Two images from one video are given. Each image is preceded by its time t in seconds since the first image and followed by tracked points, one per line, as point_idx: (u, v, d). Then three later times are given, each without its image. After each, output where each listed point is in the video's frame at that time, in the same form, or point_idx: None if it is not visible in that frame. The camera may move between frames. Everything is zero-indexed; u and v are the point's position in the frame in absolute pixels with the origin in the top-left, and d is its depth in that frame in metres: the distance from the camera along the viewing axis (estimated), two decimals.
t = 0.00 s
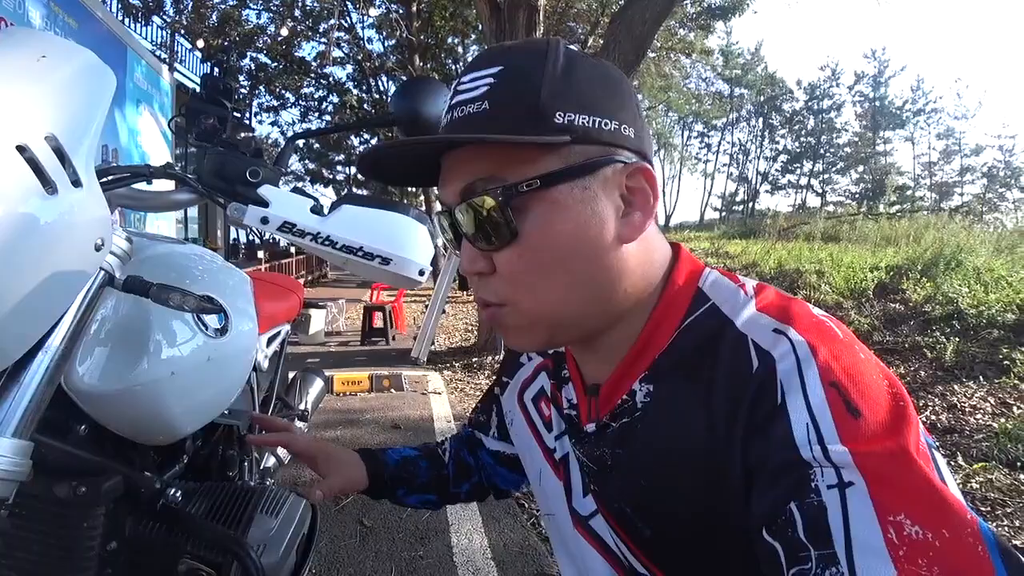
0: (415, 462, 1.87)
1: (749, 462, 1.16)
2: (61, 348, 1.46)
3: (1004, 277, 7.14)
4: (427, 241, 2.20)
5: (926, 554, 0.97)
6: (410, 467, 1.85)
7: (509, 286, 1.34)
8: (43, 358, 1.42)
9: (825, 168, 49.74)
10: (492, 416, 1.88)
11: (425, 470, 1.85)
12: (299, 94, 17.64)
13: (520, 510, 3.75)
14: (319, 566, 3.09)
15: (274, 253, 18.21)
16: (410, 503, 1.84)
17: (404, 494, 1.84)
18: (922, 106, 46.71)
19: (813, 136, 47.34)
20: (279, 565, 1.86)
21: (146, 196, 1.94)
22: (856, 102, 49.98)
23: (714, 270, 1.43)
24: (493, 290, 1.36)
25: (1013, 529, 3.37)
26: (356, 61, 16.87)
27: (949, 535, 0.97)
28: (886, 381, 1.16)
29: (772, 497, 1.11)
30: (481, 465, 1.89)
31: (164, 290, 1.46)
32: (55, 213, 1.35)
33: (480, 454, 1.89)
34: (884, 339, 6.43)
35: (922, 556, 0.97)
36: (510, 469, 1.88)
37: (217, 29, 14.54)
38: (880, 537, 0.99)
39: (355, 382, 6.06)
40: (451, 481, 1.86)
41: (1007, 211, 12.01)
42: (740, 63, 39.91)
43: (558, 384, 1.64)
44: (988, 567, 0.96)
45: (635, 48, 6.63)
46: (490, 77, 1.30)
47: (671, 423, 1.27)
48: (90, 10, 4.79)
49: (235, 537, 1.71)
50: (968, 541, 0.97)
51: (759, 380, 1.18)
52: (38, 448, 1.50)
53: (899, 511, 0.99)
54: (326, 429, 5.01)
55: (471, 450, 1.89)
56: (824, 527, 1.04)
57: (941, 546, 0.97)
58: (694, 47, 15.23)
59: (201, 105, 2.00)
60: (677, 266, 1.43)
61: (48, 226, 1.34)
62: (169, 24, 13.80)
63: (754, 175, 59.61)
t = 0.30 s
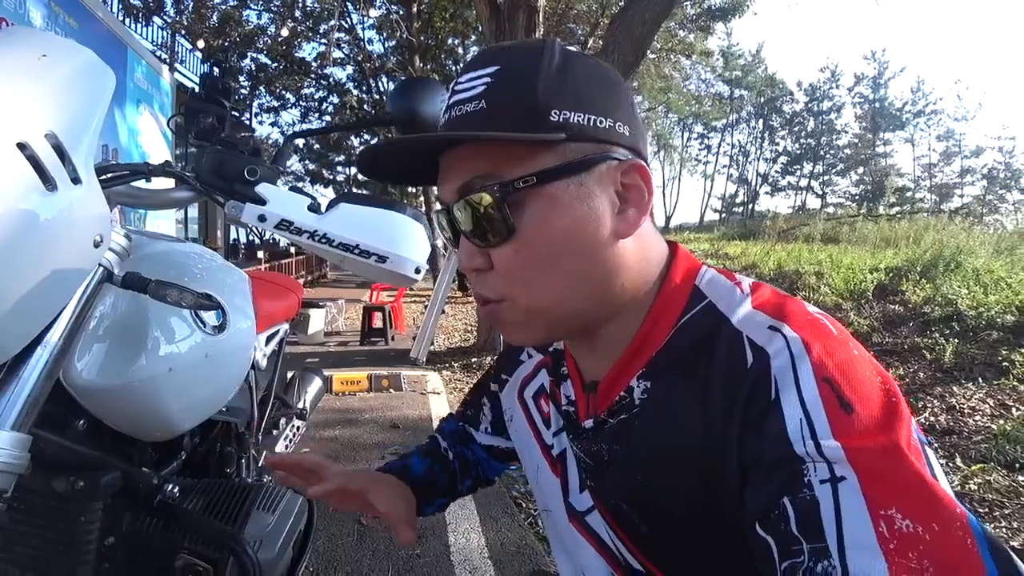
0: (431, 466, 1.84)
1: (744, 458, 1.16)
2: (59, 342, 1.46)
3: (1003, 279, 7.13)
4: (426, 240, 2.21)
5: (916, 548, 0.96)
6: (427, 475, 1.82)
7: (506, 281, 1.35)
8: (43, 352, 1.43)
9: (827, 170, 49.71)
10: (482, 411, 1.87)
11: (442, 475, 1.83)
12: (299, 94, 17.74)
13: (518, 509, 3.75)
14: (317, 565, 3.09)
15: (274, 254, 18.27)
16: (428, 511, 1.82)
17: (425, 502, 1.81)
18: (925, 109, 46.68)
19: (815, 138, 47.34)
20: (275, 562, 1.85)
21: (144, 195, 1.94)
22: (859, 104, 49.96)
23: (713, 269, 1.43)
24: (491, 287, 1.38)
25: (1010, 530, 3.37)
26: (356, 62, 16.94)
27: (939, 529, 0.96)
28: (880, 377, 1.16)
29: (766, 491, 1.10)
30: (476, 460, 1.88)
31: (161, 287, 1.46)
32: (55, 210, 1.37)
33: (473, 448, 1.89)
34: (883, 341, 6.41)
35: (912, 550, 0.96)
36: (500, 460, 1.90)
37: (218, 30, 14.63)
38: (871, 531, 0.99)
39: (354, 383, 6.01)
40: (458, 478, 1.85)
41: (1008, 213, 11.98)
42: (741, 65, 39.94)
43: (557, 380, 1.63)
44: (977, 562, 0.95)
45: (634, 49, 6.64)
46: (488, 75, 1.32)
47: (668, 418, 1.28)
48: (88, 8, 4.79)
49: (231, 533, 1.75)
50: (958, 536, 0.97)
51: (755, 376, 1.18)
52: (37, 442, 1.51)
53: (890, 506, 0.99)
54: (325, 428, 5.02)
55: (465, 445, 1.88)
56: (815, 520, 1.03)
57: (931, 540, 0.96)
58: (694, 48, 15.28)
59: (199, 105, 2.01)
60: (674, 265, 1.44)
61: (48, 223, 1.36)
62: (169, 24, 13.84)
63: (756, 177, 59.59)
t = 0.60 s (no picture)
0: (408, 453, 1.91)
1: (718, 462, 1.21)
2: (62, 335, 1.53)
3: (1018, 280, 6.99)
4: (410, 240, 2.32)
5: (895, 549, 1.00)
6: (398, 453, 1.91)
7: (491, 300, 1.42)
8: (45, 345, 1.50)
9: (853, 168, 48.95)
10: (468, 409, 1.90)
11: (417, 462, 1.90)
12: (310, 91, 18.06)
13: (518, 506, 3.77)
14: (319, 557, 3.14)
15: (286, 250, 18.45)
16: (394, 493, 1.90)
17: (393, 485, 1.89)
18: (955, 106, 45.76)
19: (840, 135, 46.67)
20: (271, 552, 1.87)
21: (146, 195, 2.03)
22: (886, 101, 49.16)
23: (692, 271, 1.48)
24: (476, 306, 1.44)
25: (1014, 537, 3.32)
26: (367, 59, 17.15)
27: (915, 531, 1.00)
28: (856, 382, 1.21)
29: (744, 497, 1.15)
30: (459, 455, 1.92)
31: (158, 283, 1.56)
32: (55, 210, 1.43)
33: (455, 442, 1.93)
34: (893, 342, 6.30)
35: (890, 552, 1.00)
36: (486, 459, 1.94)
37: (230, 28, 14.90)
38: (849, 533, 1.03)
39: (360, 378, 6.08)
40: (435, 470, 1.92)
41: None
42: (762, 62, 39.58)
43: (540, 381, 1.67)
44: (952, 562, 0.99)
45: (643, 48, 7.03)
46: (451, 94, 1.38)
47: (647, 422, 1.33)
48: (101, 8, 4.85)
49: (227, 521, 1.76)
50: (934, 536, 1.01)
51: (733, 381, 1.23)
52: (41, 430, 1.55)
53: (868, 508, 1.03)
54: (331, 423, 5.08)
55: (449, 439, 1.93)
56: (796, 524, 1.07)
57: (908, 541, 1.00)
58: (705, 45, 15.68)
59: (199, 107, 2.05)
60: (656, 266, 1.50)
61: (49, 222, 1.42)
62: (183, 23, 14.07)
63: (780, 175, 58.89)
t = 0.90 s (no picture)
0: (380, 445, 1.96)
1: (697, 456, 1.30)
2: (106, 329, 1.66)
3: None
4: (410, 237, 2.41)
5: (866, 537, 1.08)
6: (367, 447, 1.95)
7: (486, 284, 1.45)
8: (92, 337, 1.63)
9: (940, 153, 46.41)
10: (467, 398, 1.90)
11: (390, 453, 1.94)
12: (346, 94, 18.54)
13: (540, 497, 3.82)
14: (349, 543, 3.25)
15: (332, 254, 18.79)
16: (381, 485, 1.94)
17: (374, 476, 1.94)
18: None
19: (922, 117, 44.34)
20: (294, 530, 2.12)
21: (182, 204, 1.94)
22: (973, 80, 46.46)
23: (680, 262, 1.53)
24: (469, 290, 1.47)
25: None
26: (400, 61, 17.49)
27: (885, 518, 1.08)
28: (831, 377, 1.29)
29: (726, 488, 1.22)
30: (453, 448, 1.92)
31: (189, 282, 1.69)
32: (97, 222, 1.57)
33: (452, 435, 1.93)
34: (939, 337, 6.02)
35: (862, 539, 1.08)
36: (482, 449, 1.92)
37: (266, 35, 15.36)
38: (825, 521, 1.10)
39: (395, 373, 6.28)
40: (420, 464, 1.94)
41: None
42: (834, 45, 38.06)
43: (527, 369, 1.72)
44: (919, 546, 1.07)
45: (668, 39, 7.12)
46: (455, 76, 1.40)
47: (632, 412, 1.41)
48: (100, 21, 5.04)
49: (255, 503, 1.91)
50: (902, 523, 1.08)
51: (713, 375, 1.31)
52: (91, 412, 1.68)
53: (842, 498, 1.10)
54: (364, 418, 5.21)
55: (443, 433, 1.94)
56: (773, 512, 1.15)
57: (878, 529, 1.08)
58: (740, 33, 15.30)
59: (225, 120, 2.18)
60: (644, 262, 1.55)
61: (91, 233, 1.56)
62: (223, 31, 14.37)
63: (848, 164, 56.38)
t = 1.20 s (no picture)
0: (406, 432, 2.03)
1: (705, 453, 1.29)
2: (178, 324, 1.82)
3: None
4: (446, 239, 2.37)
5: (875, 529, 1.06)
6: (396, 433, 2.02)
7: (497, 274, 1.44)
8: (166, 332, 1.79)
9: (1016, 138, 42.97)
10: (491, 388, 1.94)
11: (415, 439, 2.01)
12: (408, 99, 17.61)
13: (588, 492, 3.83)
14: (400, 528, 3.32)
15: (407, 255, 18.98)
16: (408, 468, 2.02)
17: (399, 461, 2.02)
18: None
19: None
20: (340, 511, 2.21)
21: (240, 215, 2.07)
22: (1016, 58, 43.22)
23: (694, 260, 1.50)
24: (483, 278, 1.46)
25: None
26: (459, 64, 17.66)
27: (894, 511, 1.06)
28: (844, 375, 1.27)
29: (734, 484, 1.20)
30: (475, 436, 1.99)
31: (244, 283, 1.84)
32: (168, 234, 1.74)
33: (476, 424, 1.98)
34: None
35: (871, 531, 1.06)
36: (504, 438, 1.96)
37: (332, 47, 15.76)
38: (833, 513, 1.08)
39: (454, 369, 6.31)
40: (444, 451, 2.00)
41: None
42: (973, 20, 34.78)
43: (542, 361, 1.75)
44: (929, 540, 1.05)
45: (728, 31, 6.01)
46: (474, 71, 1.37)
47: (642, 403, 1.42)
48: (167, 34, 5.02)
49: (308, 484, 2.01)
50: (912, 516, 1.06)
51: (723, 372, 1.30)
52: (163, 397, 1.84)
53: (851, 490, 1.08)
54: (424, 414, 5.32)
55: (466, 421, 1.97)
56: (782, 505, 1.12)
57: (887, 521, 1.06)
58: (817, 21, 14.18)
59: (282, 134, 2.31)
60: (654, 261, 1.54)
61: (164, 245, 1.73)
62: (296, 44, 14.72)
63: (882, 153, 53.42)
